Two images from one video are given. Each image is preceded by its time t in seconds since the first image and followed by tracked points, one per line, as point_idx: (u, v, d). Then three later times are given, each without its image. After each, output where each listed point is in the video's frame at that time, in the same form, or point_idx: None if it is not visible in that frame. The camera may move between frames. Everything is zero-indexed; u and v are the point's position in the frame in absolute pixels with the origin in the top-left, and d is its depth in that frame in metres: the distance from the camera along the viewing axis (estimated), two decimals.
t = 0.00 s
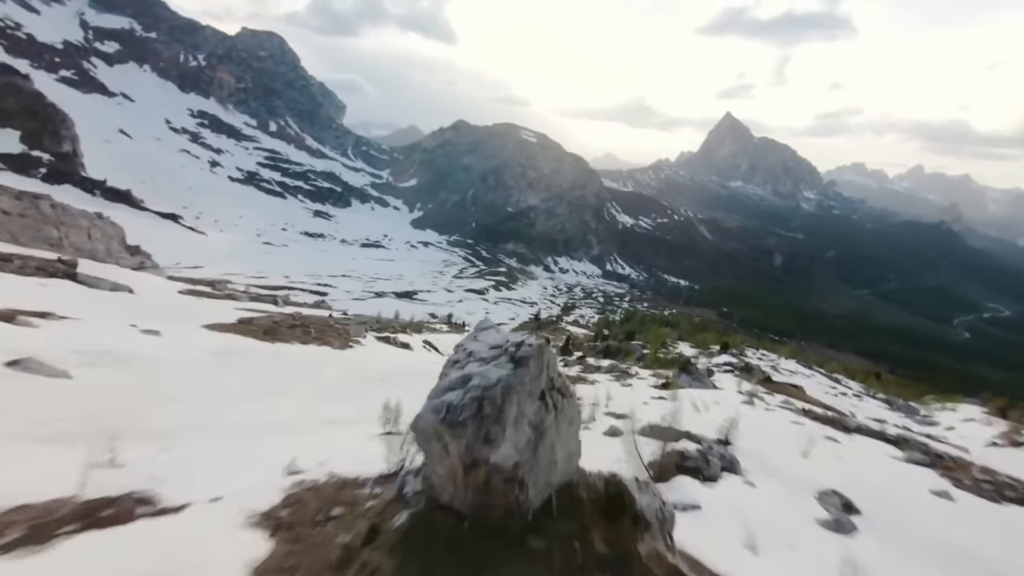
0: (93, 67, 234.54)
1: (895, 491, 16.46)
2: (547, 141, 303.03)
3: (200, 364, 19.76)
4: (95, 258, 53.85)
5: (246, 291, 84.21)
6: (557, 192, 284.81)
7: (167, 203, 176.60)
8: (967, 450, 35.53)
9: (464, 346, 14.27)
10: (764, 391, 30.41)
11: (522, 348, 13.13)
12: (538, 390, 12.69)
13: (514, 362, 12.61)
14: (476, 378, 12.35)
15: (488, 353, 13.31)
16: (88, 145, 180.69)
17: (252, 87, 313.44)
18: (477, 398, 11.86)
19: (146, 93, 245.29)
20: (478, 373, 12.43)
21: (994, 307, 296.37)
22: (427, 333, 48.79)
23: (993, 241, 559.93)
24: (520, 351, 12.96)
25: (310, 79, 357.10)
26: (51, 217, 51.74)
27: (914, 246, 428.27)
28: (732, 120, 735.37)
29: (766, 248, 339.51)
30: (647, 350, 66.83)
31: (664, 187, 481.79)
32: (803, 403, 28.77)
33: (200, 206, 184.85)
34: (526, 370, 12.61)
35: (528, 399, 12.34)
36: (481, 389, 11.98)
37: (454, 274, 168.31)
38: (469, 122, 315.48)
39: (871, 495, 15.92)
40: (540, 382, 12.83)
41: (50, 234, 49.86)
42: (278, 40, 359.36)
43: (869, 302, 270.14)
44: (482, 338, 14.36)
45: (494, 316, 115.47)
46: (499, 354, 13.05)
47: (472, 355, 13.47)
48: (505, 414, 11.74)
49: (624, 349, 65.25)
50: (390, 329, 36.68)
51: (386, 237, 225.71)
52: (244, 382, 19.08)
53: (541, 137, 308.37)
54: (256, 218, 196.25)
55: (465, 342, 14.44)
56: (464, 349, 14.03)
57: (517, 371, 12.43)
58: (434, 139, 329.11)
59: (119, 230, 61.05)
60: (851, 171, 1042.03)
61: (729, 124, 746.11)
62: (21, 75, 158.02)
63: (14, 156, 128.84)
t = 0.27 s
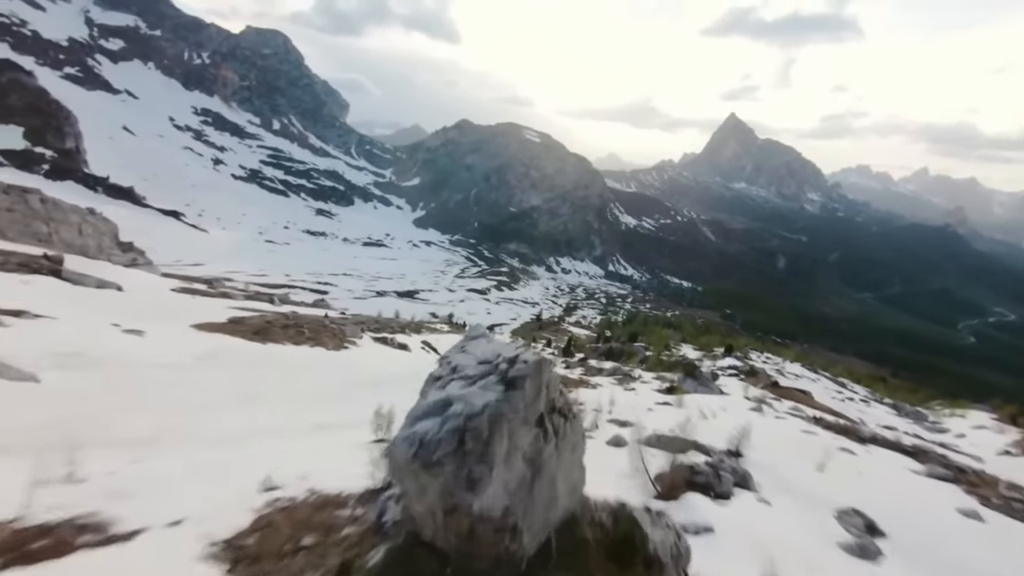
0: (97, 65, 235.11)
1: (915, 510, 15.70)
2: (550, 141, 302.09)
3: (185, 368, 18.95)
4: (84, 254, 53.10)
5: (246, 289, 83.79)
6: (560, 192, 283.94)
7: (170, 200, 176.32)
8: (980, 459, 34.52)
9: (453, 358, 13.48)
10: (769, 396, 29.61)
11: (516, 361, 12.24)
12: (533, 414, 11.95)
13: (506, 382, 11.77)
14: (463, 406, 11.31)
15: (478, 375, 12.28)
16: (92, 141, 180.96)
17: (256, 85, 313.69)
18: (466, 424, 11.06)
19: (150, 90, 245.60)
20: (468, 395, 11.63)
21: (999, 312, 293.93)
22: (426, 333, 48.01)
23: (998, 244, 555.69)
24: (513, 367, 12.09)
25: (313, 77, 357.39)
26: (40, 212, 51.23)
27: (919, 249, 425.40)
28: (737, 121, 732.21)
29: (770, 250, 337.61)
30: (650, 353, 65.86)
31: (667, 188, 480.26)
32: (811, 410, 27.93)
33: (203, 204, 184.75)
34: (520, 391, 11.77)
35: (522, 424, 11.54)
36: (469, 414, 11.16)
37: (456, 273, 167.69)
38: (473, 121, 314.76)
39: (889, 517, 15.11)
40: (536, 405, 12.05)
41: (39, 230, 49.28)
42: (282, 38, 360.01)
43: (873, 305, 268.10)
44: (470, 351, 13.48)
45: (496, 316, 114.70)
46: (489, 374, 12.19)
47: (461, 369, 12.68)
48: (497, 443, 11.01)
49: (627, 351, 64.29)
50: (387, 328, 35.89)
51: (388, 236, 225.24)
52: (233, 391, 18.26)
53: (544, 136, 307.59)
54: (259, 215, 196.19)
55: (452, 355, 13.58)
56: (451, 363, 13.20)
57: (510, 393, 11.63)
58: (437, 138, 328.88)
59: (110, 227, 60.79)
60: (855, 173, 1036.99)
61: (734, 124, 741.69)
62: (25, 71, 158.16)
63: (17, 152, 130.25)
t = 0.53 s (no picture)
0: (104, 59, 235.52)
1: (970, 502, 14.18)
2: (555, 139, 300.28)
3: (175, 339, 17.57)
4: (72, 247, 48.51)
5: (247, 284, 82.88)
6: (564, 190, 282.42)
7: (174, 195, 176.07)
8: (1005, 472, 32.74)
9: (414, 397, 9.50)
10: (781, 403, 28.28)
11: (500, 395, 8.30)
12: (524, 478, 7.69)
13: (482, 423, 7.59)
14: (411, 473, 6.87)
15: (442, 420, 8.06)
16: (97, 136, 181.12)
17: (262, 82, 313.84)
18: (402, 506, 6.38)
19: (157, 85, 245.80)
20: (420, 447, 7.42)
21: (1009, 316, 289.94)
22: (426, 332, 46.91)
23: (1008, 248, 548.87)
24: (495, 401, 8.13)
25: (319, 73, 357.33)
26: (23, 202, 47.31)
27: (927, 252, 420.82)
28: (744, 121, 727.02)
29: (776, 251, 334.48)
30: (656, 355, 64.36)
31: (673, 187, 477.37)
32: (827, 419, 26.52)
33: (208, 199, 184.53)
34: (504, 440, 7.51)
35: (503, 503, 7.08)
36: (410, 484, 6.66)
37: (460, 271, 166.55)
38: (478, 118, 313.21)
39: (952, 508, 13.50)
40: (530, 466, 7.84)
41: (23, 221, 45.39)
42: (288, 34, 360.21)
43: (879, 308, 265.06)
44: (441, 384, 9.70)
45: (499, 315, 113.45)
46: (457, 410, 8.12)
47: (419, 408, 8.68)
48: (453, 547, 6.27)
49: (632, 353, 62.79)
50: (383, 327, 34.64)
51: (392, 233, 224.40)
52: (224, 366, 16.87)
53: (549, 134, 305.81)
54: (263, 211, 195.85)
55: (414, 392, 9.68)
56: (410, 401, 9.24)
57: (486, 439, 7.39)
58: (442, 136, 327.84)
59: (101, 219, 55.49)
60: (863, 175, 1027.86)
61: (741, 124, 736.04)
62: (31, 64, 158.32)
63: (22, 146, 130.28)
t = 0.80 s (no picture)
0: (110, 55, 235.95)
1: (1011, 528, 12.85)
2: (560, 137, 298.47)
3: (151, 342, 16.58)
4: (55, 242, 45.79)
5: (247, 280, 82.12)
6: (569, 189, 280.93)
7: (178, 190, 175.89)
8: None
9: (328, 467, 6.33)
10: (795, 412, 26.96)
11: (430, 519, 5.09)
12: None
13: None
14: None
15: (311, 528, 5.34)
16: (102, 131, 181.06)
17: (267, 78, 313.87)
18: None
19: (162, 82, 246.05)
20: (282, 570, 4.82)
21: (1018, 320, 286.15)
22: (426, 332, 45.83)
23: (1016, 251, 543.03)
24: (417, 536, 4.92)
25: (324, 70, 357.02)
26: (7, 194, 44.92)
27: (935, 254, 416.55)
28: (751, 121, 721.36)
29: (782, 252, 331.39)
30: (660, 357, 63.00)
31: (678, 187, 474.29)
32: (843, 428, 25.22)
33: (211, 195, 184.14)
34: None
35: None
36: None
37: (463, 269, 165.47)
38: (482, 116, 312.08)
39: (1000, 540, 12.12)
40: None
41: (4, 213, 42.85)
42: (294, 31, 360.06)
43: (887, 310, 261.81)
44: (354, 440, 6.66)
45: (502, 314, 112.39)
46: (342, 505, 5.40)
47: (320, 518, 5.32)
48: None
49: (636, 355, 61.48)
50: (380, 327, 33.58)
51: (395, 231, 223.73)
52: (199, 370, 15.79)
53: (554, 132, 304.07)
54: (267, 208, 195.76)
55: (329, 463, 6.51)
56: (320, 484, 6.02)
57: None
58: (446, 133, 326.88)
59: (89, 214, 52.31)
60: (871, 176, 1018.16)
61: (747, 124, 730.32)
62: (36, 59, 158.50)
63: (26, 140, 130.33)
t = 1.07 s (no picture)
0: (109, 50, 234.11)
1: None
2: (562, 132, 295.81)
3: (123, 344, 15.48)
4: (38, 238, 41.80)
5: (245, 277, 81.01)
6: (570, 183, 278.87)
7: (177, 186, 174.71)
8: None
9: None
10: (808, 415, 25.79)
11: None
12: None
13: None
14: None
15: None
16: (100, 126, 179.63)
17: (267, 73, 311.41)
18: None
19: (162, 77, 244.32)
20: None
21: None
22: (424, 330, 44.62)
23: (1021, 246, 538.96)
24: None
25: (324, 65, 354.36)
26: None
27: (939, 249, 413.40)
28: (755, 115, 714.82)
29: (786, 248, 328.89)
30: (664, 354, 61.77)
31: (681, 182, 470.87)
32: (860, 432, 24.01)
33: (211, 191, 182.95)
34: None
35: None
36: None
37: (464, 265, 164.12)
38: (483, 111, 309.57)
39: None
40: None
41: None
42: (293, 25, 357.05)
43: (891, 306, 259.69)
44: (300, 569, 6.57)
45: (503, 311, 111.15)
46: None
47: None
48: None
49: (640, 352, 60.29)
50: (376, 325, 32.32)
51: (396, 226, 222.30)
52: (173, 375, 14.76)
53: (556, 127, 301.38)
54: (267, 203, 194.56)
55: None
56: None
57: None
58: (447, 128, 324.40)
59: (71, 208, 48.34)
60: (875, 171, 1010.23)
61: (751, 118, 723.06)
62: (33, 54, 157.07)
63: (24, 136, 129.24)
